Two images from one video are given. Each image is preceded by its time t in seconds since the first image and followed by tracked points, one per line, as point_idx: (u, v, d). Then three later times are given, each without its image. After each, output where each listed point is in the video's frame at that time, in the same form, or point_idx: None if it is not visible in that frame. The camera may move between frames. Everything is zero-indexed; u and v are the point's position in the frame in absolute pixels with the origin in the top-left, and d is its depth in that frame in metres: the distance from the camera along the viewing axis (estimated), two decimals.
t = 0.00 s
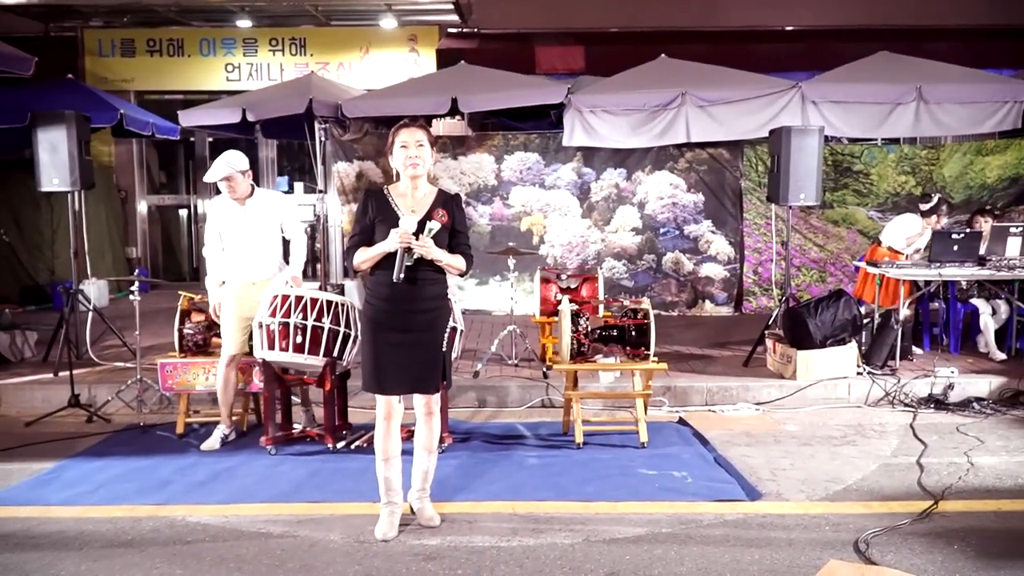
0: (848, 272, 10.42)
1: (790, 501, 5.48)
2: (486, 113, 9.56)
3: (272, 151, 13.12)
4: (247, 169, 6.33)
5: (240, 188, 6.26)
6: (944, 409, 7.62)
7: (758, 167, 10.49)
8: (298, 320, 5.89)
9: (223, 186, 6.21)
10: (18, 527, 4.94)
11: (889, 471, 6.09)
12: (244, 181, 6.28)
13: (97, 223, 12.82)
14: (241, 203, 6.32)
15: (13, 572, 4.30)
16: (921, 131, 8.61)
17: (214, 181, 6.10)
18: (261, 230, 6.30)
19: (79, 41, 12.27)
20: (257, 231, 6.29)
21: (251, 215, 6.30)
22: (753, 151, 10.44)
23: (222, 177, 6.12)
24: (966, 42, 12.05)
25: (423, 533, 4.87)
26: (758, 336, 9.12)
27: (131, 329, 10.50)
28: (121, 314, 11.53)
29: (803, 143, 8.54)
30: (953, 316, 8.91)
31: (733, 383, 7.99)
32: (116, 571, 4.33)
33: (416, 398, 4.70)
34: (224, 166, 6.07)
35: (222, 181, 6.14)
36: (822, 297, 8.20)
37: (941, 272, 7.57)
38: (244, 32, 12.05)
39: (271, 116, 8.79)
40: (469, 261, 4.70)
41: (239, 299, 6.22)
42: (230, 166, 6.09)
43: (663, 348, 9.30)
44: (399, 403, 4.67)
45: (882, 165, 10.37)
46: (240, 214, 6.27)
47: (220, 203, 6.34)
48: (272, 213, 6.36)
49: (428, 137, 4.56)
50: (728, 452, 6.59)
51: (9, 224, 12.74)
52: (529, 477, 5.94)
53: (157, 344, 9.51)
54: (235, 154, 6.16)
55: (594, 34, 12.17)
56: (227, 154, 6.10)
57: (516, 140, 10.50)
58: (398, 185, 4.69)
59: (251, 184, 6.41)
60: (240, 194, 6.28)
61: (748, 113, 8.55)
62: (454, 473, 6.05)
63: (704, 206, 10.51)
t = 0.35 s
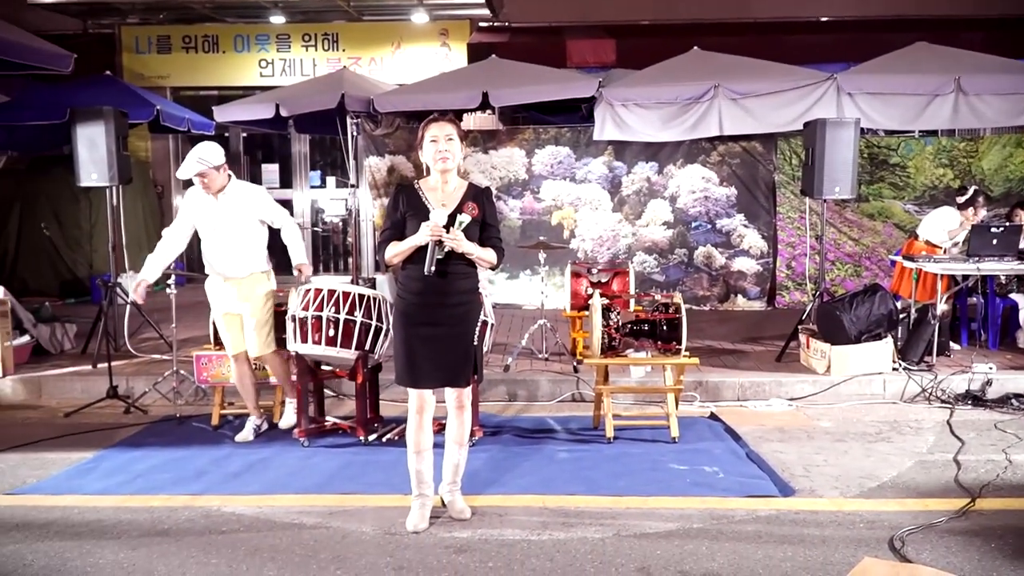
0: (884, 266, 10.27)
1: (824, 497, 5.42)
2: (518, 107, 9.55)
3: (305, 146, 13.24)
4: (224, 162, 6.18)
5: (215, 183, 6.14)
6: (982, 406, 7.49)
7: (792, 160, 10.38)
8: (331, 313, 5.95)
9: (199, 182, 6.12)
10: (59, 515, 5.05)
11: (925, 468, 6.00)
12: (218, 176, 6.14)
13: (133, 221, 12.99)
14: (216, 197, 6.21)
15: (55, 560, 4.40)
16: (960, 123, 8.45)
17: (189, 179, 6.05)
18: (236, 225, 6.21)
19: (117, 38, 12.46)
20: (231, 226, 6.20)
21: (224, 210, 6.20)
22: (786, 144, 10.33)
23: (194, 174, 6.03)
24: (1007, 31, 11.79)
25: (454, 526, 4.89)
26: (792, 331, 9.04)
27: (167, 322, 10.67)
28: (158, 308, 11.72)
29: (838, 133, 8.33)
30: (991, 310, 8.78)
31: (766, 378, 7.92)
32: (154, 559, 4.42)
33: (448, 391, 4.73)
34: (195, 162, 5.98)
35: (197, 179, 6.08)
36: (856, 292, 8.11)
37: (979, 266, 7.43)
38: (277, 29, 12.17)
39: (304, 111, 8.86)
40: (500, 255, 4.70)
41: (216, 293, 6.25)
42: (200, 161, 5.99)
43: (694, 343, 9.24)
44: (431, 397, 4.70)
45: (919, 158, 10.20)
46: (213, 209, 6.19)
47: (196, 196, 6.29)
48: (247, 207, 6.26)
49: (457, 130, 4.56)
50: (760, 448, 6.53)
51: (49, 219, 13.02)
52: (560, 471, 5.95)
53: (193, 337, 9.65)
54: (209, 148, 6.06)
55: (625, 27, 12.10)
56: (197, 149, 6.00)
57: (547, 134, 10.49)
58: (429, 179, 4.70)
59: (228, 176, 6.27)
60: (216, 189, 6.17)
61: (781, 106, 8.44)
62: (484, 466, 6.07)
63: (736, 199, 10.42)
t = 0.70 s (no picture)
0: (900, 260, 10.21)
1: (839, 494, 5.40)
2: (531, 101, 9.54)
3: (319, 141, 13.28)
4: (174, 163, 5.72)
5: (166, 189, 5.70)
6: (999, 402, 7.43)
7: (807, 155, 10.35)
8: (345, 308, 5.98)
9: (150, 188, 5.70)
10: (77, 507, 5.10)
11: (942, 465, 5.96)
12: (169, 180, 5.70)
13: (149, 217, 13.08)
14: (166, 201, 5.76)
15: (72, 551, 4.45)
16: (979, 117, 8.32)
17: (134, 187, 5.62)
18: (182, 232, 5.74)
19: (133, 34, 12.52)
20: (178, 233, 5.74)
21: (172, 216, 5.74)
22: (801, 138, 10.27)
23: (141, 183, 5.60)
24: None
25: (467, 520, 4.91)
26: (807, 326, 9.00)
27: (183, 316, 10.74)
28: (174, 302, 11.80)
29: (855, 127, 8.35)
30: (1009, 305, 8.71)
31: (780, 373, 7.88)
32: (170, 551, 4.46)
33: (461, 386, 4.73)
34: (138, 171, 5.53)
35: (143, 186, 5.64)
36: (871, 287, 8.07)
37: (997, 261, 7.37)
38: (292, 24, 12.21)
39: (318, 106, 8.87)
40: (513, 249, 4.69)
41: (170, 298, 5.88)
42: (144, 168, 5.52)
43: (709, 338, 9.21)
44: (445, 391, 4.71)
45: (936, 152, 10.12)
46: (161, 214, 5.76)
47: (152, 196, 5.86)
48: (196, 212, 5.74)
49: (469, 125, 4.57)
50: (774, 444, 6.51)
51: (66, 213, 13.14)
52: (574, 466, 5.95)
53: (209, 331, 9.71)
54: (152, 154, 5.57)
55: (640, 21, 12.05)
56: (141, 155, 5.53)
57: (560, 128, 10.47)
58: (441, 174, 4.72)
59: (184, 176, 5.81)
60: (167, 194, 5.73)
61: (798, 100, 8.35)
62: (497, 460, 6.08)
63: (751, 194, 10.37)
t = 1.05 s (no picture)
0: (914, 256, 10.15)
1: (852, 490, 5.38)
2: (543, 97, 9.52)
3: (331, 137, 13.31)
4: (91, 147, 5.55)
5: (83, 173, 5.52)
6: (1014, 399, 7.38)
7: (821, 150, 10.29)
8: (357, 304, 5.99)
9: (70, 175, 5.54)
10: (92, 501, 5.15)
11: (955, 461, 5.93)
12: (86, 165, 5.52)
13: (164, 213, 13.14)
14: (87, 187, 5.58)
15: (87, 545, 4.49)
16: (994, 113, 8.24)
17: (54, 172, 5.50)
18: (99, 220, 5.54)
19: (147, 31, 12.58)
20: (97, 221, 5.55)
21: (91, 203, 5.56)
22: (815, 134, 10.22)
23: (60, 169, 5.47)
24: None
25: (479, 515, 4.92)
26: (819, 322, 8.97)
27: (197, 312, 10.81)
28: (189, 298, 11.87)
29: (869, 122, 8.24)
30: None
31: (793, 369, 7.85)
32: (183, 545, 4.49)
33: (469, 383, 4.74)
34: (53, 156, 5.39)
35: (63, 172, 5.49)
36: (885, 284, 8.05)
37: (1013, 258, 7.32)
38: (304, 20, 12.23)
39: (331, 102, 8.89)
40: (519, 245, 4.70)
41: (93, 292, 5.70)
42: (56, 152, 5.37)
43: (721, 334, 9.19)
44: (453, 388, 4.72)
45: (950, 147, 10.05)
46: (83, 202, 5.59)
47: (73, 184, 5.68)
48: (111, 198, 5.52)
49: (474, 120, 4.56)
50: (787, 440, 6.49)
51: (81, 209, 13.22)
52: (585, 461, 5.96)
53: (222, 326, 9.76)
54: (66, 137, 5.40)
55: (652, 16, 12.01)
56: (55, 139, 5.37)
57: (572, 124, 10.46)
58: (446, 169, 4.71)
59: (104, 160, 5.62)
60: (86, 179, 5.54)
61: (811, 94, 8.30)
62: (509, 456, 6.09)
63: (763, 189, 10.33)
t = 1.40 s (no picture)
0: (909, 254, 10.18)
1: (847, 488, 5.39)
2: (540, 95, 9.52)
3: (327, 134, 13.29)
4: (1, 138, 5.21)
5: None
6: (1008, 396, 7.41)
7: (816, 148, 10.32)
8: (353, 301, 5.98)
9: None
10: (86, 499, 5.13)
11: (950, 459, 5.95)
12: None
13: (158, 211, 13.09)
14: None
15: (82, 543, 4.48)
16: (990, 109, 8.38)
17: None
18: None
19: (142, 27, 12.54)
20: None
21: None
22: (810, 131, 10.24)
23: None
24: None
25: (475, 512, 4.93)
26: (815, 319, 8.98)
27: (192, 309, 10.79)
28: (184, 295, 11.85)
29: (864, 120, 8.16)
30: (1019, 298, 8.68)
31: (789, 367, 7.86)
32: (179, 542, 4.49)
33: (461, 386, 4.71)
34: None
35: None
36: (880, 281, 8.05)
37: (1009, 255, 7.35)
38: (300, 17, 12.20)
39: (327, 99, 8.87)
40: (507, 242, 4.69)
41: None
42: None
43: (716, 332, 9.19)
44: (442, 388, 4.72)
45: (945, 144, 10.07)
46: None
47: None
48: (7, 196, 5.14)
49: (456, 116, 4.54)
50: (782, 437, 6.50)
51: (76, 207, 13.18)
52: (582, 459, 5.97)
53: (217, 323, 9.74)
54: None
55: (648, 13, 12.00)
56: None
57: (568, 121, 10.46)
58: (429, 167, 4.70)
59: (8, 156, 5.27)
60: None
61: (807, 92, 8.32)
62: (505, 453, 6.10)
63: (758, 186, 10.35)
